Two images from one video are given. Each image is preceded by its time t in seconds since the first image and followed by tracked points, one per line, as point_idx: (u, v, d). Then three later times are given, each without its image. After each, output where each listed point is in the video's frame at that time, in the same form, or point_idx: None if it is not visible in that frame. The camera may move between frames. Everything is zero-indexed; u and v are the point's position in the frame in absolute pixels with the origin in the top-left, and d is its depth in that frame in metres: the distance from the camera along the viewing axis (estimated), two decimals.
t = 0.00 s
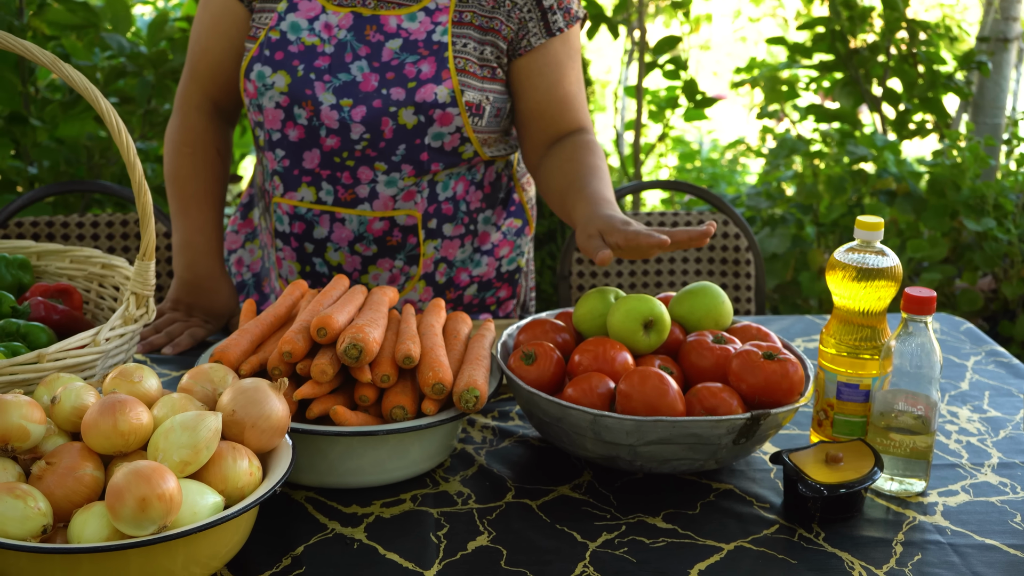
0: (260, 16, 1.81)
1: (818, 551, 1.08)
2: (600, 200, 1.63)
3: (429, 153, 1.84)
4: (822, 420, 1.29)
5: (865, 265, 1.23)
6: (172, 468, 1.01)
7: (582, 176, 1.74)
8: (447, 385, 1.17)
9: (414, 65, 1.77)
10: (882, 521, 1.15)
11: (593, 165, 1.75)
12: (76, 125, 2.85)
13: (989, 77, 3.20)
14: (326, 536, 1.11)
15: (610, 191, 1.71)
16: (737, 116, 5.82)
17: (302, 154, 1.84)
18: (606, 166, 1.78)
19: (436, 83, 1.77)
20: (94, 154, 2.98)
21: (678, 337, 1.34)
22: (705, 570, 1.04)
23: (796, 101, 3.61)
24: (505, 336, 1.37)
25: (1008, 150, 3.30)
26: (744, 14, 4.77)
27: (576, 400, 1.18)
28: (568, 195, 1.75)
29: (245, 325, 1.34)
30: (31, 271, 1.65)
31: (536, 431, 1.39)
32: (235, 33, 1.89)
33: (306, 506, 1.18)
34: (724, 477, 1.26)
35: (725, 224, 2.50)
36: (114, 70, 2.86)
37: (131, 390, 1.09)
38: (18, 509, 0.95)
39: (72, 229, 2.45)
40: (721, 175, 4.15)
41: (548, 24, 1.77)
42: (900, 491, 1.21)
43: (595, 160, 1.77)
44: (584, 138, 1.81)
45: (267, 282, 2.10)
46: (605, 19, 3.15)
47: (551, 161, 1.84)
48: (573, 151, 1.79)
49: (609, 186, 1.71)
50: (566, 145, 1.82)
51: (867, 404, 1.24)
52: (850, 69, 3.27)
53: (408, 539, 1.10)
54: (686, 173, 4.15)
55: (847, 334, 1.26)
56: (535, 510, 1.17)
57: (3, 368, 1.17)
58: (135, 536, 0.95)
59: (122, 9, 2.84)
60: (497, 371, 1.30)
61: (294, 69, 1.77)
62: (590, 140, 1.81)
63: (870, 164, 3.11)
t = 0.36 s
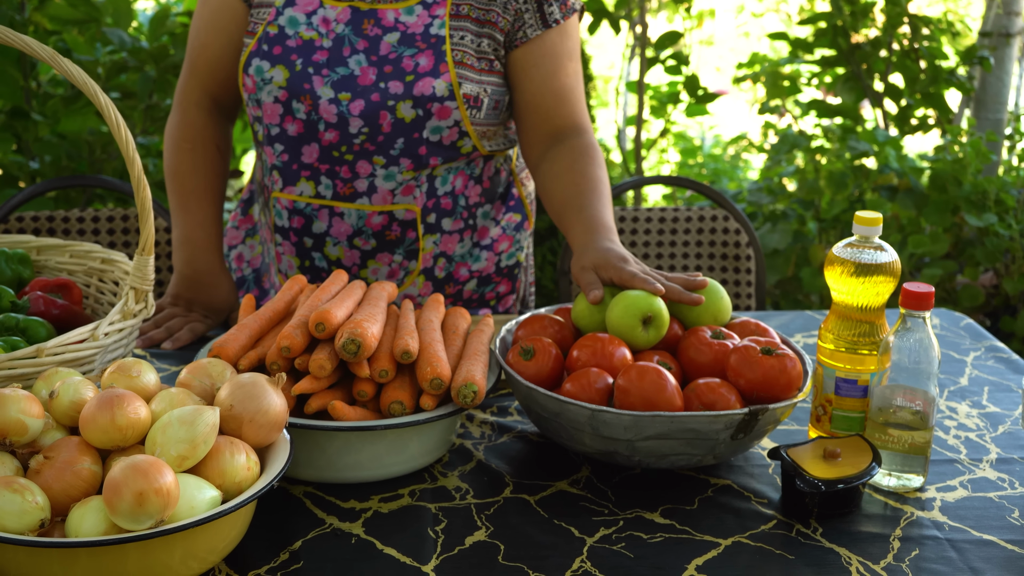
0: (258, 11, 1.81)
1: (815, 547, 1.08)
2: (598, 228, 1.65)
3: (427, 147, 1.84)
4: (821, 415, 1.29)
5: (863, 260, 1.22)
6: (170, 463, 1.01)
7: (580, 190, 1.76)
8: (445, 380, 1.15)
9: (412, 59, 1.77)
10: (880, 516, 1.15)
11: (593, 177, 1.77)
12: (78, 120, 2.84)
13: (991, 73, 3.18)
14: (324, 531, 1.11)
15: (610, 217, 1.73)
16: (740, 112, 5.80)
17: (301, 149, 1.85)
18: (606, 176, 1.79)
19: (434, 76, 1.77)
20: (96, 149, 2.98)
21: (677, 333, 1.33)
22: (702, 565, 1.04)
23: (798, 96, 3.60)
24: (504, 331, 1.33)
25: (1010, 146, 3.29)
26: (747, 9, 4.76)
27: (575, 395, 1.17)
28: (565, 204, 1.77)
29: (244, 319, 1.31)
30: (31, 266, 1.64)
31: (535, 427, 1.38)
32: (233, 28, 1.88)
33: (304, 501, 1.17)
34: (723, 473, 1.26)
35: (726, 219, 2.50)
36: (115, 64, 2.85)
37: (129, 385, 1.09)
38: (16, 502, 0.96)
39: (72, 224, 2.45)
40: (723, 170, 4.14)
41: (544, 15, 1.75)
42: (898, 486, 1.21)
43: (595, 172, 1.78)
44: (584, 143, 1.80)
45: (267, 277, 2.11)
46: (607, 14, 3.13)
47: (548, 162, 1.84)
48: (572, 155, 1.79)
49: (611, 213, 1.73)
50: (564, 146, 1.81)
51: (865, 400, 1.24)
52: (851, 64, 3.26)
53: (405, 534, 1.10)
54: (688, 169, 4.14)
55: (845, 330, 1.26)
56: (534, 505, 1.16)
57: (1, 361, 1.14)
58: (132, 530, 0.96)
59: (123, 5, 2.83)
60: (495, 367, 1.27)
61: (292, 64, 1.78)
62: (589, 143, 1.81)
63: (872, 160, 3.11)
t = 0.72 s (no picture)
0: (259, 11, 1.82)
1: (823, 546, 1.08)
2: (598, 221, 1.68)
3: (431, 138, 1.84)
4: (829, 415, 1.28)
5: (869, 258, 1.22)
6: (177, 463, 1.02)
7: (582, 181, 1.79)
8: (452, 380, 1.15)
9: (413, 52, 1.77)
10: (888, 516, 1.15)
11: (593, 168, 1.80)
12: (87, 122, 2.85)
13: (1000, 70, 3.16)
14: (331, 530, 1.12)
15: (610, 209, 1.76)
16: (749, 110, 5.78)
17: (304, 144, 1.85)
18: (606, 167, 1.82)
19: (436, 68, 1.77)
20: (105, 151, 2.99)
21: (684, 332, 1.30)
22: (709, 565, 1.04)
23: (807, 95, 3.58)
24: (510, 330, 1.32)
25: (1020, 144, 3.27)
26: (756, 8, 4.73)
27: (582, 394, 1.16)
28: (565, 196, 1.80)
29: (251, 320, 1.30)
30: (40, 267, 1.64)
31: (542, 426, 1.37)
32: (235, 29, 1.89)
33: (311, 501, 1.17)
34: (730, 472, 1.25)
35: (734, 219, 2.49)
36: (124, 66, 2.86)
37: (136, 385, 1.09)
38: (24, 503, 0.97)
39: (82, 225, 2.46)
40: (732, 169, 4.12)
41: (541, 8, 1.77)
42: (905, 486, 1.20)
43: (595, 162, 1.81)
44: (583, 134, 1.83)
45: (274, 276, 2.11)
46: (614, 14, 3.12)
47: (549, 153, 1.87)
48: (571, 147, 1.82)
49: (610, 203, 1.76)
50: (566, 137, 1.84)
51: (873, 399, 1.23)
52: (860, 62, 3.24)
53: (412, 533, 1.10)
54: (696, 169, 4.14)
55: (853, 328, 1.25)
56: (541, 504, 1.16)
57: (9, 361, 1.12)
58: (140, 530, 0.97)
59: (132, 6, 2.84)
60: (504, 366, 1.25)
61: (295, 59, 1.78)
62: (588, 134, 1.83)
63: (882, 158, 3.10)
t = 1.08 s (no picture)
0: (268, 10, 1.82)
1: (838, 551, 1.08)
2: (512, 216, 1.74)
3: (444, 134, 1.87)
4: (844, 419, 1.28)
5: (882, 262, 1.22)
6: (193, 465, 1.02)
7: (538, 172, 1.87)
8: (467, 384, 1.15)
9: (425, 46, 1.80)
10: (903, 521, 1.14)
11: (557, 165, 1.87)
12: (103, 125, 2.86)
13: (1016, 74, 3.15)
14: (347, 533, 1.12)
15: (539, 208, 1.83)
16: (763, 113, 5.76)
17: (317, 141, 1.87)
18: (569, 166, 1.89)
19: (450, 63, 1.80)
20: (121, 154, 3.01)
21: (699, 336, 1.29)
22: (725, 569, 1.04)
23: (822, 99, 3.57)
24: (526, 334, 1.31)
25: None
26: (770, 11, 4.71)
27: (596, 398, 1.17)
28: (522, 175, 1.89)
29: (266, 323, 1.30)
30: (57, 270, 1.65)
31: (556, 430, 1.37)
32: (237, 30, 1.92)
33: (327, 503, 1.17)
34: (745, 476, 1.25)
35: (748, 222, 2.49)
36: (141, 70, 2.88)
37: (153, 387, 1.09)
38: (42, 504, 0.98)
39: (98, 228, 2.47)
40: (746, 173, 4.11)
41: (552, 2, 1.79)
42: (921, 490, 1.20)
43: (565, 161, 1.89)
44: (570, 131, 1.91)
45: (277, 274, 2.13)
46: (629, 18, 3.12)
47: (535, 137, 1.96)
48: (552, 134, 1.91)
49: (541, 208, 1.83)
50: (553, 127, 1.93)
51: (889, 403, 1.23)
52: (875, 66, 3.22)
53: (428, 537, 1.10)
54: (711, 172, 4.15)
55: (868, 332, 1.25)
56: (555, 508, 1.16)
57: (26, 364, 1.11)
58: (157, 531, 0.98)
59: (148, 10, 2.85)
60: (518, 370, 1.24)
61: (308, 56, 1.80)
62: (577, 130, 1.91)
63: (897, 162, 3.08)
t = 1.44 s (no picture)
0: None
1: (871, 556, 1.07)
2: (535, 269, 1.77)
3: (465, 117, 1.89)
4: (877, 423, 1.27)
5: (921, 266, 1.20)
6: (229, 462, 1.03)
7: (557, 194, 1.88)
8: (499, 383, 1.15)
9: (443, 30, 1.81)
10: (937, 526, 1.13)
11: (574, 181, 1.89)
12: (135, 124, 2.88)
13: None
14: (379, 531, 1.12)
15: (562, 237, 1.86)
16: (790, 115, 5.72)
17: (340, 130, 1.87)
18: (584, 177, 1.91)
19: (469, 46, 1.82)
20: (152, 153, 3.03)
21: (731, 338, 1.28)
22: (757, 572, 1.03)
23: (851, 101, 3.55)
24: (556, 334, 1.30)
25: None
26: (797, 13, 4.68)
27: (628, 400, 1.16)
28: (541, 197, 1.89)
29: (299, 321, 1.30)
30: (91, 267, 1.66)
31: (587, 431, 1.37)
32: (234, 16, 1.92)
33: (360, 502, 1.18)
34: (777, 479, 1.24)
35: (779, 225, 2.48)
36: (172, 69, 2.90)
37: (188, 384, 1.10)
38: (79, 499, 0.98)
39: (129, 225, 2.50)
40: (774, 175, 4.09)
41: None
42: (955, 496, 1.19)
43: (579, 175, 1.90)
44: (580, 140, 1.90)
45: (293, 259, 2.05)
46: (658, 19, 3.11)
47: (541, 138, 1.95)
48: (563, 144, 1.90)
49: (562, 235, 1.85)
50: (561, 122, 1.92)
51: (922, 408, 1.22)
52: (906, 69, 3.21)
53: (459, 536, 1.11)
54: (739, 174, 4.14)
55: (902, 337, 1.24)
56: (587, 509, 1.16)
57: (63, 361, 1.11)
58: (192, 527, 0.98)
59: (179, 10, 2.86)
60: (550, 371, 1.24)
61: (330, 45, 1.81)
62: (586, 135, 1.90)
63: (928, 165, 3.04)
